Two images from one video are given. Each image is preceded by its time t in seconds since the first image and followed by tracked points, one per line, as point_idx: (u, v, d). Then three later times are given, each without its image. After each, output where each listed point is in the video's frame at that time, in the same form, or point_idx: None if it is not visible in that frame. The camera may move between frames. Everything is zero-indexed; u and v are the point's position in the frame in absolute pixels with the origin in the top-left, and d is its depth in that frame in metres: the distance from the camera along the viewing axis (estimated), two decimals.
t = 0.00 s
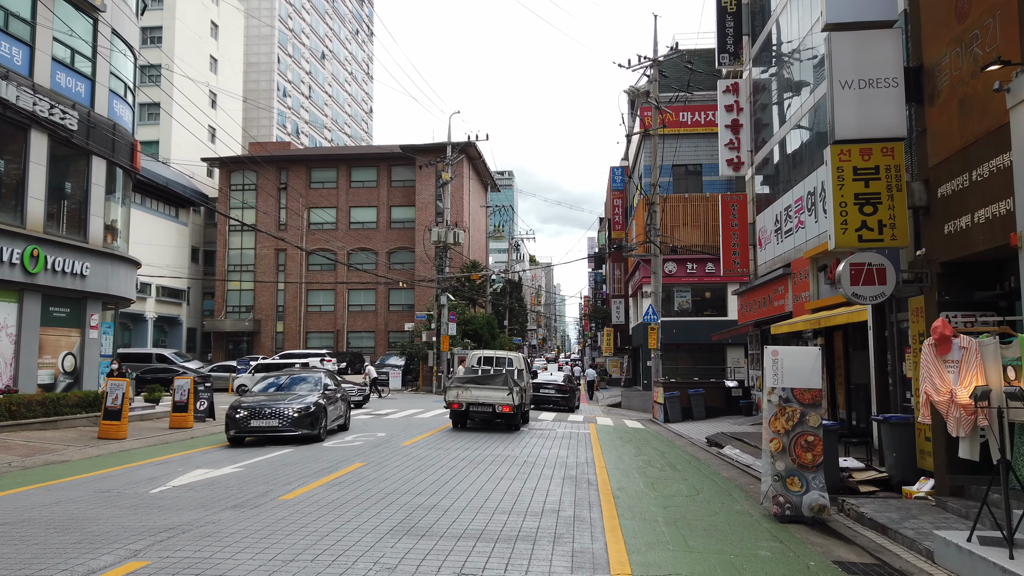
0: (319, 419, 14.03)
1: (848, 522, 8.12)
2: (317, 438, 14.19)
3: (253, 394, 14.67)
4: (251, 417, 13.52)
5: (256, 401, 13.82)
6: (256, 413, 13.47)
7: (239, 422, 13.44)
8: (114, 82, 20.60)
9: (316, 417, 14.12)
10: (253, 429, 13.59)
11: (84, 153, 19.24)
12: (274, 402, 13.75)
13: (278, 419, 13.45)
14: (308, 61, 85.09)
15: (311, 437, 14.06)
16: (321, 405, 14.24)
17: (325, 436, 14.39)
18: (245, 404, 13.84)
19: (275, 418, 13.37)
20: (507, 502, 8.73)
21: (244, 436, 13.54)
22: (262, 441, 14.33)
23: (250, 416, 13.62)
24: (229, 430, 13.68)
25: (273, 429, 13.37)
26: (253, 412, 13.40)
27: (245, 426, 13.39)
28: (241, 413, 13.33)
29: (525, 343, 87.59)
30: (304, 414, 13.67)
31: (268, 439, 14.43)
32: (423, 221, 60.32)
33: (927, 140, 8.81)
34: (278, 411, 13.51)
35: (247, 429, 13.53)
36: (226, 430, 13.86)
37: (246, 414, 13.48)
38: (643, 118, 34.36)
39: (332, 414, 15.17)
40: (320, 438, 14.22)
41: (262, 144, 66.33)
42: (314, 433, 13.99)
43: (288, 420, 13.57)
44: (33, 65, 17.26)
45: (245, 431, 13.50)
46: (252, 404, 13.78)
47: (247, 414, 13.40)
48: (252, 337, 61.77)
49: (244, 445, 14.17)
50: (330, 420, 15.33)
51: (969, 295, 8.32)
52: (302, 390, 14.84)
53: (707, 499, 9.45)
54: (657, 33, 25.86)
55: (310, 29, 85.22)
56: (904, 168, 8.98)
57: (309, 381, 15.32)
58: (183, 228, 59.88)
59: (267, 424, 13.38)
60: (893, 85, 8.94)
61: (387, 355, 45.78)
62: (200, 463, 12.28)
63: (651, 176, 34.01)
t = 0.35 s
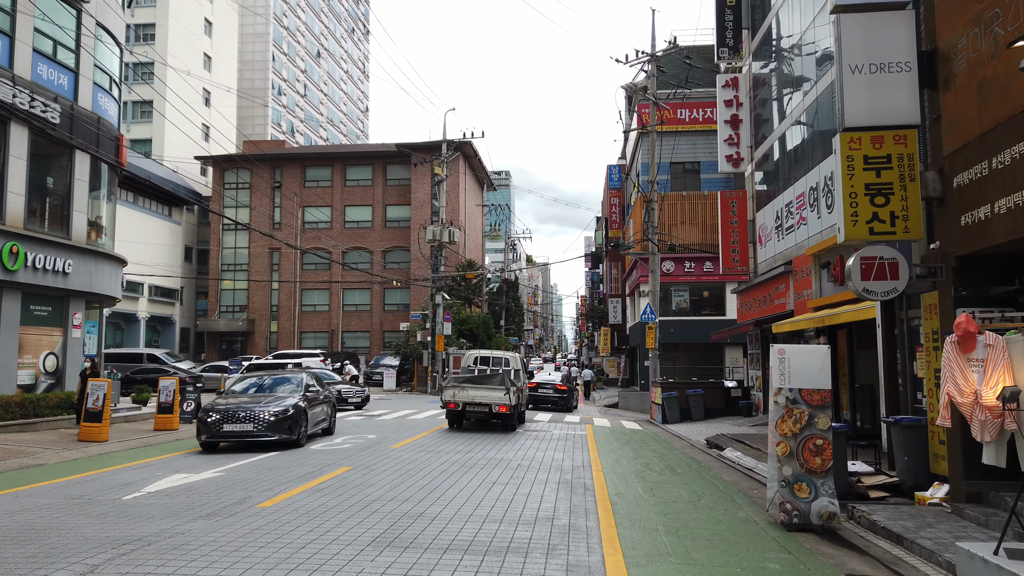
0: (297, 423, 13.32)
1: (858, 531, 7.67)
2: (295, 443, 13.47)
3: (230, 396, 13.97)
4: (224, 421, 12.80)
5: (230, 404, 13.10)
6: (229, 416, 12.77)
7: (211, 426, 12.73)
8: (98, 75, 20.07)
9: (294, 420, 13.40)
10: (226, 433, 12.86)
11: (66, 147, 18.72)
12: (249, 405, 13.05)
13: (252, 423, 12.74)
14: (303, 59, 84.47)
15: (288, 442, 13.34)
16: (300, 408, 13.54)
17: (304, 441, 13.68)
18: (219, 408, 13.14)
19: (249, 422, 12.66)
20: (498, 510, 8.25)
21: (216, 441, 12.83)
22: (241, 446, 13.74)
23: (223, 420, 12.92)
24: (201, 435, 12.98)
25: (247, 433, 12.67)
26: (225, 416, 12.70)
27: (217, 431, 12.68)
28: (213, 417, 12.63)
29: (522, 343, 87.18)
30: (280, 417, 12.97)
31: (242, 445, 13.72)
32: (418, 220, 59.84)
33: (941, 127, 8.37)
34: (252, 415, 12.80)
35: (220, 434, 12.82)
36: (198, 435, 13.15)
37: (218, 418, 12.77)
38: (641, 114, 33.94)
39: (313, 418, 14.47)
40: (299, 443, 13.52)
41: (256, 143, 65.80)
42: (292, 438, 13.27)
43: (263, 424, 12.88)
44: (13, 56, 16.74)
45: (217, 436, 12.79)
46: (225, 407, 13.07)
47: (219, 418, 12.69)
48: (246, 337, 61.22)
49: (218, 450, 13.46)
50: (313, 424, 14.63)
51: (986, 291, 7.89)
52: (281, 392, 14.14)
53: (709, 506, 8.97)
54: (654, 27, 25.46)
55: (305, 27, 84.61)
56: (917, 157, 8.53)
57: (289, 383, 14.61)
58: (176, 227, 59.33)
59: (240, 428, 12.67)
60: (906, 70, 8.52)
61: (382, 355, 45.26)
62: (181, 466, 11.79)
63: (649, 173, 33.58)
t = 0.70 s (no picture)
0: (272, 430, 12.37)
1: (872, 545, 7.19)
2: (270, 451, 12.52)
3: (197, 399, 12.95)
4: (190, 429, 11.80)
5: (198, 409, 12.12)
6: (195, 424, 11.76)
7: (176, 434, 11.75)
8: (79, 68, 19.49)
9: (268, 426, 12.45)
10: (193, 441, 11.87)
11: (45, 142, 18.14)
12: (218, 410, 12.05)
13: (222, 430, 11.77)
14: (296, 57, 83.82)
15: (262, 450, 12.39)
16: (276, 414, 12.57)
17: (280, 448, 12.74)
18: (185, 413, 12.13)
19: (218, 430, 11.70)
20: (487, 523, 7.76)
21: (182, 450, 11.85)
22: (214, 454, 12.91)
23: (190, 427, 11.92)
24: (166, 443, 12.00)
25: (216, 442, 11.70)
26: (192, 423, 11.72)
27: (183, 440, 11.68)
28: (179, 424, 11.65)
29: (517, 343, 86.68)
30: (252, 424, 12.00)
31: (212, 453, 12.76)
32: (412, 219, 59.31)
33: (957, 116, 7.88)
34: (222, 422, 11.82)
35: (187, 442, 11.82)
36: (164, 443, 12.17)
37: (184, 425, 11.78)
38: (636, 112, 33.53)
39: (291, 424, 13.51)
40: (273, 450, 12.57)
41: (248, 142, 65.19)
42: (265, 445, 12.29)
43: (234, 431, 11.88)
44: None
45: (183, 445, 11.82)
46: (193, 412, 12.08)
47: (185, 425, 11.72)
48: (238, 337, 60.65)
49: (186, 459, 12.52)
50: (291, 430, 13.68)
51: (1004, 290, 7.43)
52: (256, 395, 13.18)
53: (710, 517, 8.48)
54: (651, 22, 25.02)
55: (299, 25, 83.92)
56: (931, 148, 8.05)
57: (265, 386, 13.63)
58: (168, 227, 58.76)
59: (209, 436, 11.71)
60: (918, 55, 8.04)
61: (375, 355, 44.72)
62: (157, 473, 11.27)
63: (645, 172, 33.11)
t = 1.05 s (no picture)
0: (245, 435, 11.38)
1: (890, 558, 6.73)
2: (243, 458, 11.53)
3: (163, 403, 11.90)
4: (155, 434, 10.74)
5: (164, 413, 11.07)
6: (161, 428, 10.71)
7: (139, 440, 10.70)
8: (63, 59, 18.98)
9: (241, 431, 11.47)
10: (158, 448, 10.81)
11: (27, 135, 17.61)
12: (186, 414, 11.01)
13: (189, 436, 10.73)
14: (292, 55, 83.21)
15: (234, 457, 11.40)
16: (249, 417, 11.59)
17: (254, 454, 11.75)
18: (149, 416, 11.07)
19: (184, 435, 10.66)
20: (480, 533, 7.25)
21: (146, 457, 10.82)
22: (185, 461, 11.96)
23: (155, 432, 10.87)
24: (129, 449, 10.96)
25: (183, 448, 10.67)
26: (157, 427, 10.68)
27: (147, 446, 10.63)
28: (143, 429, 10.61)
29: (514, 343, 86.18)
30: (224, 429, 11.00)
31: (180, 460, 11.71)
32: (407, 217, 58.80)
33: (978, 100, 7.46)
34: (189, 426, 10.80)
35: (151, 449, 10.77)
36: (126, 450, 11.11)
37: (149, 429, 10.72)
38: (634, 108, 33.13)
39: (268, 429, 12.53)
40: (247, 457, 11.57)
41: (243, 140, 64.71)
42: (238, 452, 11.28)
43: (203, 436, 10.85)
44: None
45: (147, 452, 10.77)
46: (158, 416, 11.04)
47: (149, 431, 10.66)
48: (232, 337, 60.06)
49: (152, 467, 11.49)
50: (267, 435, 12.70)
51: None
52: (229, 398, 12.16)
53: (716, 525, 8.01)
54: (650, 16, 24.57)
55: (295, 22, 83.33)
56: (950, 135, 7.63)
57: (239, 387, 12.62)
58: (161, 225, 58.19)
59: (175, 442, 10.67)
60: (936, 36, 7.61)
61: (369, 355, 44.19)
62: (136, 477, 10.73)
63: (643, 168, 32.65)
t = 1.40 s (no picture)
0: (216, 442, 10.37)
1: (910, 571, 6.28)
2: (214, 466, 10.53)
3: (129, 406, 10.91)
4: (116, 440, 9.70)
5: (127, 417, 10.04)
6: (122, 434, 9.67)
7: (98, 447, 9.66)
8: (49, 51, 18.50)
9: (212, 436, 10.46)
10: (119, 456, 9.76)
11: (9, 128, 17.11)
12: (151, 418, 9.98)
13: (154, 442, 9.71)
14: (289, 54, 82.73)
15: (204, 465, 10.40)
16: (222, 422, 10.57)
17: (226, 462, 10.74)
18: (111, 422, 10.05)
19: (146, 441, 9.65)
20: (474, 544, 6.75)
21: (105, 466, 9.78)
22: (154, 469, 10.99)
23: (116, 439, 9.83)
24: (88, 458, 9.93)
25: (146, 456, 9.64)
26: (118, 433, 9.64)
27: (106, 455, 9.59)
28: (102, 435, 9.58)
29: (512, 344, 85.68)
30: (192, 434, 9.98)
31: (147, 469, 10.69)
32: (405, 216, 58.31)
33: (1004, 81, 7.06)
34: (153, 431, 9.79)
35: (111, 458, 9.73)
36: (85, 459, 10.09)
37: (108, 435, 9.68)
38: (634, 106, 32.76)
39: (243, 434, 11.51)
40: (218, 465, 10.56)
41: (239, 138, 64.17)
42: (208, 459, 10.24)
43: (169, 443, 9.81)
44: None
45: (108, 460, 9.72)
46: (120, 420, 10.01)
47: (109, 437, 9.63)
48: (228, 337, 59.55)
49: (117, 474, 10.48)
50: (243, 441, 11.69)
51: None
52: (202, 401, 11.15)
53: (723, 533, 7.59)
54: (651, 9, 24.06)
55: (292, 21, 82.80)
56: (976, 118, 7.22)
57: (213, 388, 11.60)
58: (156, 224, 57.76)
59: (137, 448, 9.65)
60: (959, 13, 7.21)
61: (366, 355, 43.71)
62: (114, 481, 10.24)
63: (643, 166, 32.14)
